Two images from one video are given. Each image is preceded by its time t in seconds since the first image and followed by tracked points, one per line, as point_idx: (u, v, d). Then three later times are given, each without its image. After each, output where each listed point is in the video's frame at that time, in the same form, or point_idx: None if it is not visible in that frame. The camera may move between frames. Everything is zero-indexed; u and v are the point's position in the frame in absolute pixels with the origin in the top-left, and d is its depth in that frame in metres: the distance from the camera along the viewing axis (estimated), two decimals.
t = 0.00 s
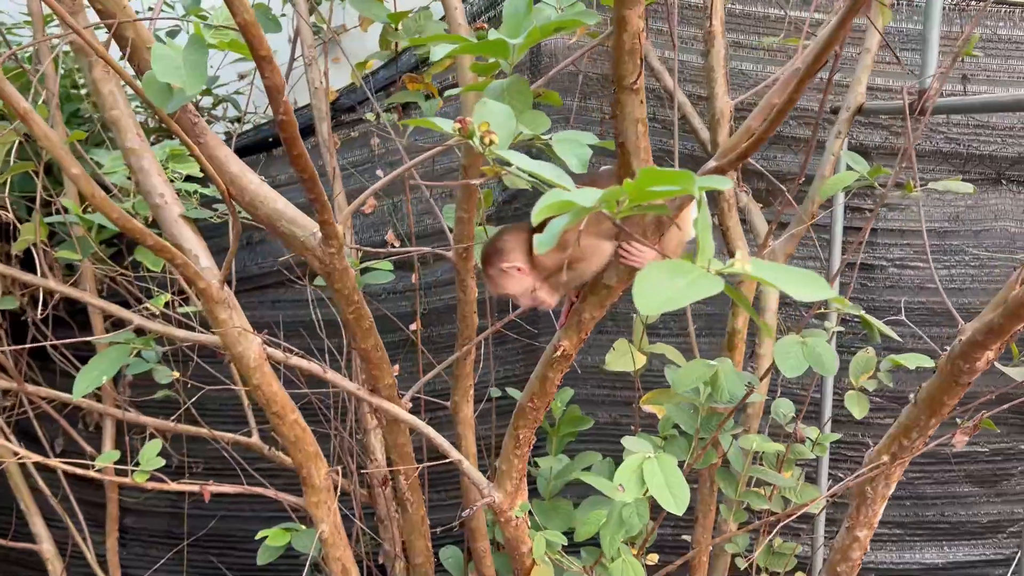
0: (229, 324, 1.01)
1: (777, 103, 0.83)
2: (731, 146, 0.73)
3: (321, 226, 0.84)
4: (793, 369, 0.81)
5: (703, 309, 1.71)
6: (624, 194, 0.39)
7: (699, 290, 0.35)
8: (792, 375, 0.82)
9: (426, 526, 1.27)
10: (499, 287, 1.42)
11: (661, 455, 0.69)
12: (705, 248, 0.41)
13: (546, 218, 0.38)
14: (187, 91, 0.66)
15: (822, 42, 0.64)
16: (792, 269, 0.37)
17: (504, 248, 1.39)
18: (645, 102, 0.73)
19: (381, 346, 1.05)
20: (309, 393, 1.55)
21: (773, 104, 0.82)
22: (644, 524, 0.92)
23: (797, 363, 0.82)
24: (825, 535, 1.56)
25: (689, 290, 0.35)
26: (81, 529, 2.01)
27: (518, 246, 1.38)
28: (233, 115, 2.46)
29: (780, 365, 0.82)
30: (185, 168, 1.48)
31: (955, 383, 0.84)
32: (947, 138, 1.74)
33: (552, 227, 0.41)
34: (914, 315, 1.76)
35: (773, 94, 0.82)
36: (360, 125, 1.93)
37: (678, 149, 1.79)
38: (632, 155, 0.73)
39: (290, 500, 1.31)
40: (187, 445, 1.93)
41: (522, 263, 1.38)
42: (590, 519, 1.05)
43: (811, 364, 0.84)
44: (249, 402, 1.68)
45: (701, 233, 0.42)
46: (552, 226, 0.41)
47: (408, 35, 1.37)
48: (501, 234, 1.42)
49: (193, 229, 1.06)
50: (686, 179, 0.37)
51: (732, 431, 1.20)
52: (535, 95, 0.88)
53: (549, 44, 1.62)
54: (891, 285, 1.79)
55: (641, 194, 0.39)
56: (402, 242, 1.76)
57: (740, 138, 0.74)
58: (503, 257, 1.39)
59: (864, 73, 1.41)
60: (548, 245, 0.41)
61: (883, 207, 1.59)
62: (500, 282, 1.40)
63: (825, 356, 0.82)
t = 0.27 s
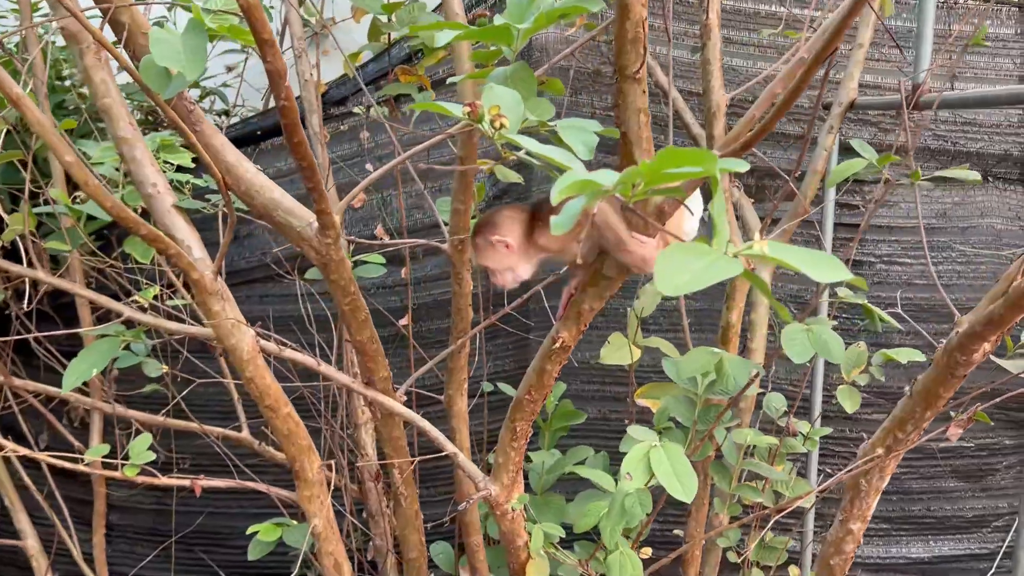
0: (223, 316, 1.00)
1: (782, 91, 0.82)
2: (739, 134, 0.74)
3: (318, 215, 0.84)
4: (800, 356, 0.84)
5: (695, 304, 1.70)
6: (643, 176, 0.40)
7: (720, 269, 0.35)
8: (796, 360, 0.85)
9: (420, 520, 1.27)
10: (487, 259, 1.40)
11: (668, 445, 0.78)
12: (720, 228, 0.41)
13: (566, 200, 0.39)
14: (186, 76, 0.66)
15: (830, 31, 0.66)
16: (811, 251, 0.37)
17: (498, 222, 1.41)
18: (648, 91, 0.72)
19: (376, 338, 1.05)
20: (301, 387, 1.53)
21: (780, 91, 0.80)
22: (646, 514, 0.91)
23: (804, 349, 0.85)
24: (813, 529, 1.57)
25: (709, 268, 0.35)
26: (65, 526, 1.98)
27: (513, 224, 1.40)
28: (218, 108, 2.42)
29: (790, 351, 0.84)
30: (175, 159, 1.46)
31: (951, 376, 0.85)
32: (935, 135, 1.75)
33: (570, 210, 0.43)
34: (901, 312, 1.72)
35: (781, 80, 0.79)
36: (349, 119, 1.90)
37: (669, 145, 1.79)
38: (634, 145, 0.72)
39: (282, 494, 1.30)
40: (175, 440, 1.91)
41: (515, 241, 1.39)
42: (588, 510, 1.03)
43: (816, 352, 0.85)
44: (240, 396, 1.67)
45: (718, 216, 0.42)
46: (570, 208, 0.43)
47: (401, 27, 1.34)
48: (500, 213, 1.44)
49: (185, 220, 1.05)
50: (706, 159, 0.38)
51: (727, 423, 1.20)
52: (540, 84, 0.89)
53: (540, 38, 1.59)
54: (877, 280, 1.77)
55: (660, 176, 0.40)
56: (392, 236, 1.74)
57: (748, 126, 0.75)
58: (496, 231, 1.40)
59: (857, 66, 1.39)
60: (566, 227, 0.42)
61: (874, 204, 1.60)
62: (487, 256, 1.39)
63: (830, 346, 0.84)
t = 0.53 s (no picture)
0: (217, 311, 0.99)
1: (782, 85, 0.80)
2: (734, 135, 0.75)
3: (314, 211, 0.85)
4: (790, 356, 0.85)
5: (686, 302, 1.71)
6: (649, 172, 0.40)
7: (726, 266, 0.35)
8: (791, 360, 0.85)
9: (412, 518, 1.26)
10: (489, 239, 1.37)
11: (665, 443, 0.79)
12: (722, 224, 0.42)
13: (573, 195, 0.39)
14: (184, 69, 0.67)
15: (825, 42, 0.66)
16: (816, 249, 0.37)
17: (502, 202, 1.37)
18: (647, 88, 0.73)
19: (371, 335, 1.05)
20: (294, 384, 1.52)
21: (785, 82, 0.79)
22: (641, 511, 0.92)
23: (795, 350, 0.85)
24: (802, 526, 1.57)
25: (715, 264, 0.36)
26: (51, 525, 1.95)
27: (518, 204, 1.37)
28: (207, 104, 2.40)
29: (779, 351, 0.85)
30: (168, 154, 1.45)
31: (944, 373, 0.86)
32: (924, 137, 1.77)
33: (575, 205, 0.43)
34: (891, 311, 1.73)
35: (785, 71, 0.78)
36: (340, 116, 1.88)
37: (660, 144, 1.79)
38: (633, 141, 0.72)
39: (275, 492, 1.29)
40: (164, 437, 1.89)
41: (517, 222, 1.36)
42: (583, 506, 1.02)
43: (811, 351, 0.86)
44: (231, 393, 1.66)
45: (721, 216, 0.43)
46: (577, 204, 0.43)
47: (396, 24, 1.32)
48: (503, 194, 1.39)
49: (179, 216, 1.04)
50: (713, 155, 0.38)
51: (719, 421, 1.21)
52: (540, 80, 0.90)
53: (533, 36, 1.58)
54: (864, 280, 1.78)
55: (666, 173, 0.40)
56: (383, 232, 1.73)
57: (744, 125, 0.75)
58: (500, 210, 1.37)
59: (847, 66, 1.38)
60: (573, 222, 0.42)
61: (865, 206, 1.60)
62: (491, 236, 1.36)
63: (826, 344, 0.85)
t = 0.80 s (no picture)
0: (209, 305, 0.98)
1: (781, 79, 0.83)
2: (731, 130, 0.76)
3: (310, 204, 0.86)
4: (790, 350, 0.85)
5: (678, 301, 1.71)
6: (650, 162, 0.40)
7: (725, 257, 0.35)
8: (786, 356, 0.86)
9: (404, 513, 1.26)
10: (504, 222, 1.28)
11: (661, 436, 0.80)
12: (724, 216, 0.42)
13: (575, 184, 0.40)
14: (182, 59, 0.68)
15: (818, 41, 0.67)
16: (817, 240, 0.37)
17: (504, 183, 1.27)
18: (645, 83, 0.73)
19: (365, 330, 1.04)
20: (286, 380, 1.52)
21: (778, 82, 0.81)
22: (637, 505, 0.93)
23: (794, 344, 0.86)
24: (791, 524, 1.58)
25: (715, 255, 0.36)
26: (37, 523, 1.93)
27: (520, 184, 1.26)
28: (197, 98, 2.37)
29: (779, 345, 0.85)
30: (160, 147, 1.44)
31: (935, 369, 0.86)
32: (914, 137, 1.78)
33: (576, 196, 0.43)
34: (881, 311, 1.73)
35: (779, 70, 0.80)
36: (332, 111, 1.86)
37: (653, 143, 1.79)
38: (630, 136, 0.72)
39: (265, 488, 1.28)
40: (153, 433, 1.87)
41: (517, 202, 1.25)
42: (577, 502, 1.02)
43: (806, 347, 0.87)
44: (221, 389, 1.64)
45: (722, 208, 0.43)
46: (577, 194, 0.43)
47: (390, 19, 1.29)
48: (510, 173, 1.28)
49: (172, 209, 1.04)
50: (715, 145, 0.38)
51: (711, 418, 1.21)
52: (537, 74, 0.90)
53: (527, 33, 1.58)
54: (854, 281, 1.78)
55: (667, 162, 0.40)
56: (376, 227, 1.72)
57: (740, 121, 0.76)
58: (500, 190, 1.28)
59: (839, 68, 1.38)
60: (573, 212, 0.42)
61: (857, 207, 1.61)
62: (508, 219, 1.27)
63: (820, 340, 0.85)
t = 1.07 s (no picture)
0: (203, 304, 0.98)
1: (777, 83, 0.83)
2: (727, 133, 0.76)
3: (305, 204, 0.86)
4: (776, 354, 0.86)
5: (671, 303, 1.72)
6: (652, 163, 0.41)
7: (725, 258, 0.36)
8: (777, 359, 0.87)
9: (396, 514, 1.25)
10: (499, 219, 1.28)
11: (655, 438, 0.80)
12: (724, 219, 0.42)
13: (577, 186, 0.40)
14: (179, 57, 0.69)
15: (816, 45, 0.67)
16: (817, 242, 0.38)
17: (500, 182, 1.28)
18: (641, 85, 0.73)
19: (359, 330, 1.04)
20: (278, 380, 1.51)
21: (774, 85, 0.80)
22: (628, 507, 0.92)
23: (780, 348, 0.86)
24: (782, 525, 1.59)
25: (716, 256, 0.36)
26: (25, 522, 1.91)
27: (515, 185, 1.27)
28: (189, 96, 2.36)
29: (766, 349, 0.86)
30: (154, 145, 1.44)
31: (926, 373, 0.87)
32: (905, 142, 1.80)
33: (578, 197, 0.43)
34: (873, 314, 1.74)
35: (774, 74, 0.79)
36: (325, 111, 1.85)
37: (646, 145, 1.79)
38: (626, 138, 0.73)
39: (257, 488, 1.27)
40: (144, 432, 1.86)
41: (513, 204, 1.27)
42: (570, 503, 1.02)
43: (798, 350, 0.88)
44: (213, 389, 1.63)
45: (723, 210, 0.43)
46: (580, 195, 0.43)
47: (385, 19, 1.28)
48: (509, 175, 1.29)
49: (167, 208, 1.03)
50: (716, 147, 0.39)
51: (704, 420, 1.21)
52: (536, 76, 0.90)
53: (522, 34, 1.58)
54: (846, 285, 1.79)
55: (668, 163, 0.41)
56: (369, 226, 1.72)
57: (736, 124, 0.77)
58: (495, 190, 1.28)
59: (831, 72, 1.39)
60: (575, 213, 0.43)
61: (849, 211, 1.62)
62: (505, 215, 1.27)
63: (812, 343, 0.86)
